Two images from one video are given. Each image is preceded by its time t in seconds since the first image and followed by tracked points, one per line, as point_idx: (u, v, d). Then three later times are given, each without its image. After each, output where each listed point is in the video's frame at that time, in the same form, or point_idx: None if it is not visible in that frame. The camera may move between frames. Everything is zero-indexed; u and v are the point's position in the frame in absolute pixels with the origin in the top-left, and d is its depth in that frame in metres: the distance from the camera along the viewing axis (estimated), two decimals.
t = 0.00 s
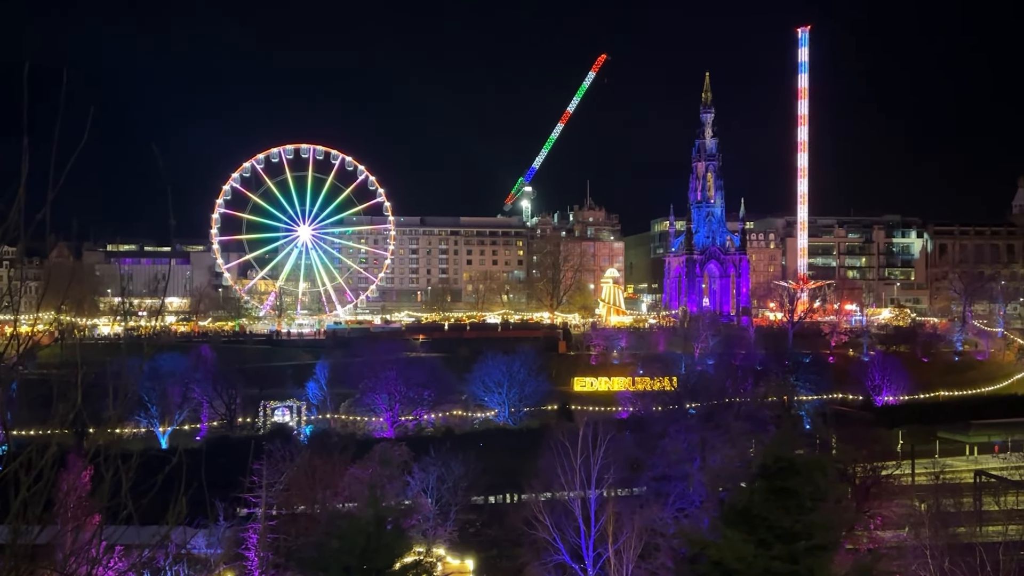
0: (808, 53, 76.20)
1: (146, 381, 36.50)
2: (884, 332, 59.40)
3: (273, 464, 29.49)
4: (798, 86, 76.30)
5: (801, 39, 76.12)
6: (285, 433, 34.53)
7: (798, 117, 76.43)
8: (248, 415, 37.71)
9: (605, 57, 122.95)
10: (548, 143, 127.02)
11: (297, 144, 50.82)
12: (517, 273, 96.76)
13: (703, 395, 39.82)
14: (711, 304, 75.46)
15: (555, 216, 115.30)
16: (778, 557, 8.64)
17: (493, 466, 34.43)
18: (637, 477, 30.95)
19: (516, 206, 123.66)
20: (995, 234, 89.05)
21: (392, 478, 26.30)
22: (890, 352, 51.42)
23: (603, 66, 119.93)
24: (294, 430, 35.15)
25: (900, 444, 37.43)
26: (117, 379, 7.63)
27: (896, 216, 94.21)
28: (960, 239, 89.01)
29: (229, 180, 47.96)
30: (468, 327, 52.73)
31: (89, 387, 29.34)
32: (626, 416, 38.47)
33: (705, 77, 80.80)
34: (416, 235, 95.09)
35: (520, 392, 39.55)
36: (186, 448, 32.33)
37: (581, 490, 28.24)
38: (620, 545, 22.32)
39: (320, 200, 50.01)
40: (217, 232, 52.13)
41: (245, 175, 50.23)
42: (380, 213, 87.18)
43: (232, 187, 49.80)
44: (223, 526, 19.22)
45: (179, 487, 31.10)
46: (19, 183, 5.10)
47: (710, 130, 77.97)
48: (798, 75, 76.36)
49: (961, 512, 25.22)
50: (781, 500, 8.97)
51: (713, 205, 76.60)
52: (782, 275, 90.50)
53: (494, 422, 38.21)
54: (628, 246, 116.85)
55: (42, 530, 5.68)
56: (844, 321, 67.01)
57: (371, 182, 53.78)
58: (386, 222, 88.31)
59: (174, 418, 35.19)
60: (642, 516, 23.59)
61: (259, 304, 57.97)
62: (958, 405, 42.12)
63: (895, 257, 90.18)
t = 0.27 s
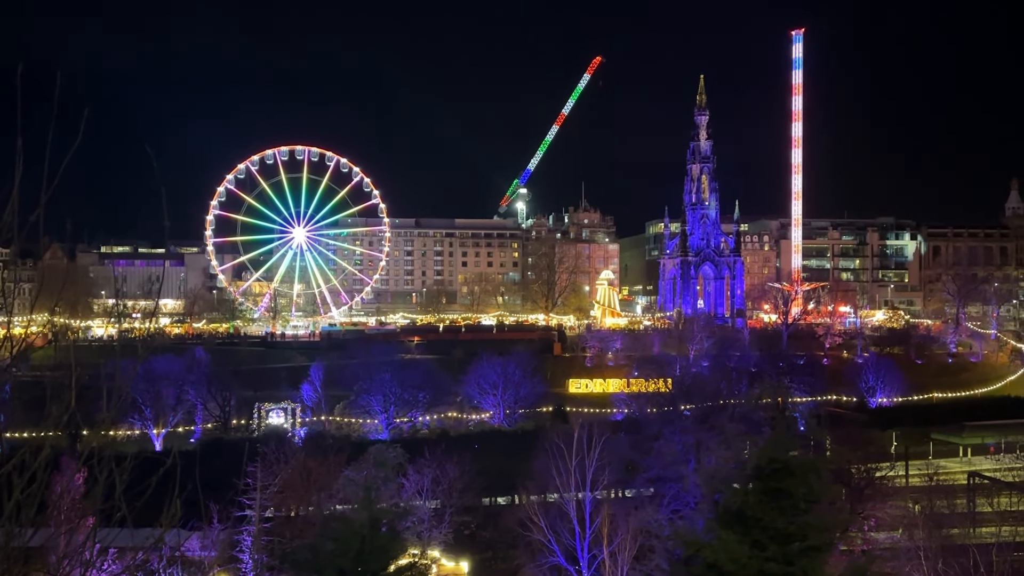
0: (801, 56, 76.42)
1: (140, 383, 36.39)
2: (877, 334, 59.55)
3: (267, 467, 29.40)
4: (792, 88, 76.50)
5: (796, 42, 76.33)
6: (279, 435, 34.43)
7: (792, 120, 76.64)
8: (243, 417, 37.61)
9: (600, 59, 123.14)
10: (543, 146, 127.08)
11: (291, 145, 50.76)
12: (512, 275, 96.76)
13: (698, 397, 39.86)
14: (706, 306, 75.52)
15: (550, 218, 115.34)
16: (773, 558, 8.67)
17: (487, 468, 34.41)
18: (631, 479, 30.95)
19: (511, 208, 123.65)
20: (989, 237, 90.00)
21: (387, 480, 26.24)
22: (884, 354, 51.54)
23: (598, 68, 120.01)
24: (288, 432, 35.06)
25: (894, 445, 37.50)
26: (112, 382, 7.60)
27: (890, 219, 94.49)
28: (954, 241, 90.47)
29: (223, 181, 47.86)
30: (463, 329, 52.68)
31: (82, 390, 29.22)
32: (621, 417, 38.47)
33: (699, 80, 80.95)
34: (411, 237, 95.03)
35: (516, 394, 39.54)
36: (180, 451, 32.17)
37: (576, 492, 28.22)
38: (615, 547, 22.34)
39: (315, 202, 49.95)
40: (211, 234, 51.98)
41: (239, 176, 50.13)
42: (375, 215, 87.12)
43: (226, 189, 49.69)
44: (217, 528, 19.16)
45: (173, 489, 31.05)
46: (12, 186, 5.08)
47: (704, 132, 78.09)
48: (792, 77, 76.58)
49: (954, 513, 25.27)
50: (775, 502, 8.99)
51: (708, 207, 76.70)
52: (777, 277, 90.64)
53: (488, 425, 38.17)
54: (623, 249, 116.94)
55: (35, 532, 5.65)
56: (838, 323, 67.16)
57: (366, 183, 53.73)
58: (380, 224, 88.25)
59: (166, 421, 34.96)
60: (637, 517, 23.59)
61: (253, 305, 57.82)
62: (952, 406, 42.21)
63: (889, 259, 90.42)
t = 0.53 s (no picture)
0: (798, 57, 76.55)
1: (135, 383, 36.28)
2: (873, 335, 59.66)
3: (263, 467, 29.38)
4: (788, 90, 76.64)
5: (792, 44, 76.49)
6: (274, 435, 34.36)
7: (788, 121, 76.77)
8: (238, 418, 37.56)
9: (596, 60, 123.21)
10: (539, 146, 127.14)
11: (287, 145, 50.69)
12: (509, 276, 96.75)
13: (694, 397, 39.89)
14: (702, 307, 75.53)
15: (546, 219, 115.39)
16: (770, 559, 8.69)
17: (484, 468, 34.38)
18: (627, 479, 30.97)
19: (507, 209, 123.61)
20: (983, 239, 90.02)
21: (383, 481, 26.20)
22: (879, 355, 51.63)
23: (594, 69, 120.08)
24: (283, 432, 35.02)
25: (890, 446, 37.53)
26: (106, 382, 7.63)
27: (886, 220, 94.70)
28: (949, 242, 90.52)
29: (219, 181, 47.82)
30: (459, 330, 52.63)
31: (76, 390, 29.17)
32: (617, 418, 38.49)
33: (695, 81, 81.08)
34: (407, 237, 95.01)
35: (512, 394, 39.52)
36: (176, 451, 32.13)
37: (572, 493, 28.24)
38: (611, 548, 22.39)
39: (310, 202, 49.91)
40: (207, 234, 51.90)
41: (235, 176, 50.07)
42: (371, 215, 87.06)
43: (222, 189, 49.64)
44: (215, 529, 19.14)
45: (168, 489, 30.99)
46: (7, 188, 5.08)
47: (701, 133, 78.18)
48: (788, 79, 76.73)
49: (950, 514, 25.30)
50: (772, 502, 8.98)
51: (704, 208, 76.81)
52: (773, 278, 90.75)
53: (485, 425, 38.14)
54: (619, 249, 117.03)
55: (27, 534, 5.65)
56: (833, 325, 67.27)
57: (362, 184, 53.70)
58: (377, 225, 88.20)
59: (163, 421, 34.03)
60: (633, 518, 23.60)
61: (249, 306, 57.73)
62: (947, 407, 42.21)
63: (884, 261, 90.56)
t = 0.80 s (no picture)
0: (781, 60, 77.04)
1: (117, 386, 35.99)
2: (856, 336, 60.13)
3: (247, 470, 29.24)
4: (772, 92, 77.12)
5: (775, 46, 76.95)
6: (259, 438, 34.18)
7: (772, 124, 77.26)
8: (222, 420, 37.37)
9: (581, 63, 123.47)
10: (525, 148, 127.19)
11: (271, 147, 50.45)
12: (494, 277, 96.74)
13: (679, 398, 40.02)
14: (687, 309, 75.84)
15: (532, 221, 115.48)
16: (755, 559, 8.71)
17: (470, 470, 34.34)
18: (613, 480, 31.04)
19: (493, 211, 123.64)
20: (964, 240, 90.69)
21: (368, 484, 26.13)
22: (862, 356, 51.99)
23: (579, 71, 120.29)
24: (268, 435, 34.85)
25: (873, 446, 37.80)
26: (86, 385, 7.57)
27: (868, 222, 95.44)
28: (930, 244, 90.74)
29: (203, 183, 47.53)
30: (445, 331, 52.59)
31: (57, 394, 28.95)
32: (603, 419, 38.58)
33: (679, 84, 81.40)
34: (393, 239, 94.84)
35: (498, 396, 39.50)
36: (158, 454, 31.92)
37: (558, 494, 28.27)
38: (597, 549, 22.47)
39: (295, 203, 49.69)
40: (191, 235, 51.56)
41: (218, 178, 49.76)
42: (357, 217, 86.83)
43: (205, 190, 49.33)
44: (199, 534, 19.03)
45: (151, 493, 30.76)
46: None
47: (685, 135, 78.53)
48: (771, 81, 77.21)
49: (932, 513, 25.54)
50: (756, 503, 9.04)
51: (689, 210, 77.16)
52: (757, 279, 91.29)
53: (471, 427, 38.09)
54: (604, 251, 117.37)
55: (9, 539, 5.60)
56: (817, 326, 67.78)
57: (347, 185, 53.53)
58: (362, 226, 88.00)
59: (145, 424, 34.68)
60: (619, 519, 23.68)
61: (233, 308, 57.45)
62: (929, 407, 42.55)
63: (867, 262, 91.29)
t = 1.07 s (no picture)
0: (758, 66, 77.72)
1: (94, 396, 35.53)
2: (834, 339, 60.68)
3: (226, 479, 28.95)
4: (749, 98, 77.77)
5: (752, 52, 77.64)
6: (238, 447, 33.86)
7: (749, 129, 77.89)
8: (200, 429, 37.00)
9: (561, 69, 123.82)
10: (505, 154, 127.31)
11: (250, 153, 50.12)
12: (475, 283, 96.65)
13: (660, 402, 40.13)
14: (667, 313, 76.13)
15: (512, 226, 115.60)
16: (734, 562, 8.84)
17: (451, 476, 34.23)
18: (595, 485, 31.07)
19: (474, 217, 123.57)
20: (939, 243, 91.89)
21: (348, 492, 25.96)
22: (840, 359, 52.43)
23: (559, 77, 120.64)
24: (247, 443, 34.54)
25: (852, 448, 38.11)
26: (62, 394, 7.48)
27: (845, 226, 96.41)
28: (906, 247, 91.68)
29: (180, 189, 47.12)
30: (426, 337, 52.44)
31: (32, 404, 28.52)
32: (585, 424, 38.62)
33: (658, 90, 81.85)
34: (373, 245, 94.53)
35: (479, 402, 39.42)
36: (135, 464, 31.53)
37: (540, 500, 28.24)
38: (580, 554, 22.47)
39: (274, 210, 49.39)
40: (168, 243, 51.06)
41: (196, 184, 49.33)
42: (336, 223, 86.45)
43: (183, 197, 48.89)
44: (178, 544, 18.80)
45: (128, 504, 30.36)
46: None
47: (664, 141, 78.96)
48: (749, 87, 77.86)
49: (910, 514, 25.79)
50: (735, 505, 9.08)
51: (668, 214, 77.54)
52: (736, 283, 91.90)
53: (453, 433, 37.95)
54: (585, 256, 117.70)
55: None
56: (795, 329, 68.33)
57: (327, 191, 53.28)
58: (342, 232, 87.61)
59: (123, 434, 34.25)
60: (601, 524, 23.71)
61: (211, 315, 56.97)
62: (907, 409, 42.96)
63: (844, 266, 92.17)
